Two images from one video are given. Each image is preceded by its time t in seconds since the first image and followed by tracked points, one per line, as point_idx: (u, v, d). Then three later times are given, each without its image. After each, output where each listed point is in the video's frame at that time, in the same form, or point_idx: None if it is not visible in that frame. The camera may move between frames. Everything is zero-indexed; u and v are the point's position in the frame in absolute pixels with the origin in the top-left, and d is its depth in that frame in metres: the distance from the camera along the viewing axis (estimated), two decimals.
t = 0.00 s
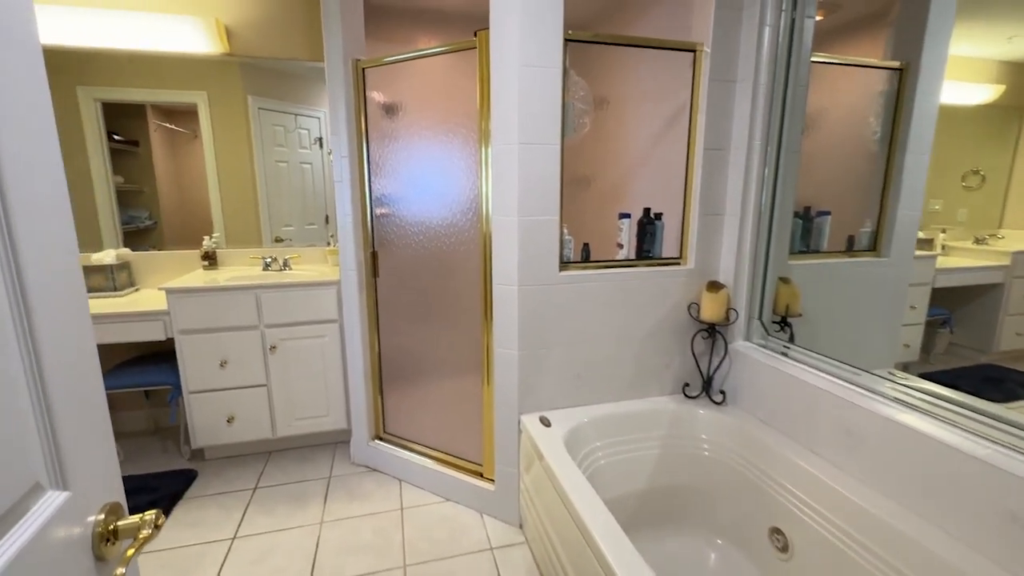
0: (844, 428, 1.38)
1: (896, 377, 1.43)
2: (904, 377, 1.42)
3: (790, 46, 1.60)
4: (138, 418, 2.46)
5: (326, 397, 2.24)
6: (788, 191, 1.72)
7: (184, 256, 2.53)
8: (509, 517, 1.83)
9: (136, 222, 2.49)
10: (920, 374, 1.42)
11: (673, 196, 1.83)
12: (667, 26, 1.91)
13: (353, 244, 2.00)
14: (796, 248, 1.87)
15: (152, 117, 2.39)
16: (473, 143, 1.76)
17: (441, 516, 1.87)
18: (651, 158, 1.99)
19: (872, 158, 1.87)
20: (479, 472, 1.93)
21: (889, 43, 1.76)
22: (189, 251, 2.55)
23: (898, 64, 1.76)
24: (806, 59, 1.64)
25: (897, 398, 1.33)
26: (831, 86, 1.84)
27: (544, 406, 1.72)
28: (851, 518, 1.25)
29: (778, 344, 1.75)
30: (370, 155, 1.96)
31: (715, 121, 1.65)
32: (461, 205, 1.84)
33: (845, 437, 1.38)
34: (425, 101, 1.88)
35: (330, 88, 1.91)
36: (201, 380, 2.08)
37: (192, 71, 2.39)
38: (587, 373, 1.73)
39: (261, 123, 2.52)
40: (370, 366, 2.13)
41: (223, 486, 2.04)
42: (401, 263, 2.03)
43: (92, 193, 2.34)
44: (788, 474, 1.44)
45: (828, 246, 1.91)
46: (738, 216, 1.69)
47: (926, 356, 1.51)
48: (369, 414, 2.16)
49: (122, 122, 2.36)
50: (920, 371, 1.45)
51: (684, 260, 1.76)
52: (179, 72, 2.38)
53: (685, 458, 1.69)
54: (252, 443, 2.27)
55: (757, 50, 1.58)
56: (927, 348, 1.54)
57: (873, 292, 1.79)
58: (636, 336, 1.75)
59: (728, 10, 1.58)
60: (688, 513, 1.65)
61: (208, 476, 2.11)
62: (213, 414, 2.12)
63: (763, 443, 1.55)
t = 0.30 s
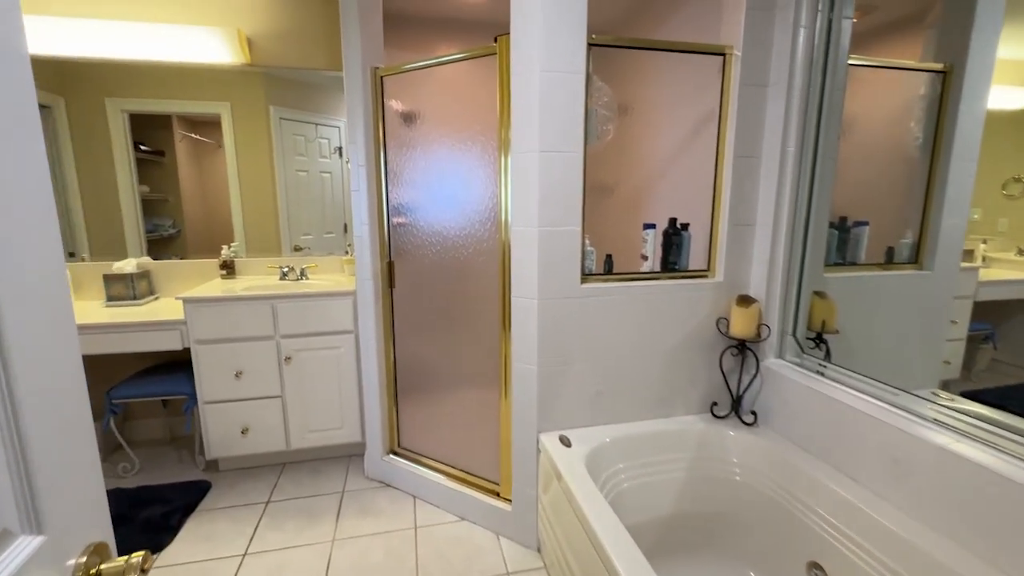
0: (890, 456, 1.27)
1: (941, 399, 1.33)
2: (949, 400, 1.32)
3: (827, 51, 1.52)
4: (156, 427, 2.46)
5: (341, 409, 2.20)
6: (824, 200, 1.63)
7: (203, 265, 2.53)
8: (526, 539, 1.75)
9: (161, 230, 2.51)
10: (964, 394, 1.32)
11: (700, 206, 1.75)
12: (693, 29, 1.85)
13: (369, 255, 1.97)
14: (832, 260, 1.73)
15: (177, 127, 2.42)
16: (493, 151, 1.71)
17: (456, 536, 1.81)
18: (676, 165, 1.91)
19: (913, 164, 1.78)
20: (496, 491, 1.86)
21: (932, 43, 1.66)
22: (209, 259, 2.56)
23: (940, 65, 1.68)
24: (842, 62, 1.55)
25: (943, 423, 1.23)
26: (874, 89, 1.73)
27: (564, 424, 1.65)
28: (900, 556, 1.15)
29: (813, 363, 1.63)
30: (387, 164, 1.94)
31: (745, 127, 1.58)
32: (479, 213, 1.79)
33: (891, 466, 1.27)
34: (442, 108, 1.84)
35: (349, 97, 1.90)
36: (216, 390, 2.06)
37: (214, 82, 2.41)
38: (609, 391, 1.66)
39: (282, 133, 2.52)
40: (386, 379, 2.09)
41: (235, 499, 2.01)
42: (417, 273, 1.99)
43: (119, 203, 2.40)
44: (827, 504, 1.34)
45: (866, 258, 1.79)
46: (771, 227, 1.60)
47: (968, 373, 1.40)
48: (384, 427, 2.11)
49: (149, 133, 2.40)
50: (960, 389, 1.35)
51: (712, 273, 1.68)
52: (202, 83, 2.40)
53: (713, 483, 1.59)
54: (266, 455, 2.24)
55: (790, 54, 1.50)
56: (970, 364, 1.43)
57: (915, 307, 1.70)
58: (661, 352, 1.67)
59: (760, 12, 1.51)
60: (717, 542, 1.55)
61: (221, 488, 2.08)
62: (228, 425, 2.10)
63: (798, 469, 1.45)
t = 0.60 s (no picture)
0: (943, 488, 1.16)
1: (991, 424, 1.22)
2: (999, 424, 1.21)
3: (869, 52, 1.43)
4: (173, 434, 2.46)
5: (355, 421, 2.17)
6: (864, 209, 1.53)
7: (222, 273, 2.53)
8: (544, 562, 1.68)
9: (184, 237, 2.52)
10: (1011, 416, 1.24)
11: (729, 215, 1.67)
12: (723, 30, 1.78)
13: (386, 264, 1.94)
14: (871, 272, 1.63)
15: (202, 135, 2.44)
16: (513, 157, 1.66)
17: (471, 556, 1.74)
18: (704, 172, 1.83)
19: (960, 170, 1.66)
20: (513, 510, 1.79)
21: (981, 41, 1.56)
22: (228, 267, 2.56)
23: (990, 66, 1.57)
24: (884, 63, 1.46)
25: (995, 450, 1.13)
26: (919, 91, 1.63)
27: (585, 443, 1.58)
28: None
29: (852, 382, 1.52)
30: (405, 171, 1.90)
31: (779, 133, 1.49)
32: (498, 220, 1.74)
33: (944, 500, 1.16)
34: (461, 114, 1.79)
35: (367, 104, 1.87)
36: (231, 399, 2.04)
37: (236, 91, 2.42)
38: (633, 409, 1.58)
39: (302, 140, 2.51)
40: (401, 390, 2.04)
41: (248, 510, 1.98)
42: (434, 283, 1.94)
43: (143, 210, 2.42)
44: (870, 536, 1.24)
45: (909, 271, 1.67)
46: (806, 238, 1.51)
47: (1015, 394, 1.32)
48: (398, 440, 2.06)
49: (174, 141, 2.42)
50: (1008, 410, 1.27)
51: (743, 285, 1.59)
52: (224, 92, 2.41)
53: (744, 509, 1.50)
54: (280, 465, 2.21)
55: (829, 55, 1.42)
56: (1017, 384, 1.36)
57: (963, 324, 1.59)
58: (688, 369, 1.58)
59: (796, 10, 1.43)
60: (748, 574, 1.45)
61: (235, 499, 2.05)
62: (242, 434, 2.07)
63: (837, 497, 1.34)
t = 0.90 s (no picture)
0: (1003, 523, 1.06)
1: None
2: None
3: (916, 50, 1.32)
4: (191, 439, 2.46)
5: (371, 430, 2.13)
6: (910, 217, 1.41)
7: (240, 278, 2.53)
8: None
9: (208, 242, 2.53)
10: None
11: (761, 223, 1.59)
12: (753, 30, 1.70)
13: (403, 271, 1.92)
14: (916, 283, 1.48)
15: (227, 142, 2.45)
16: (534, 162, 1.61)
17: None
18: (733, 177, 1.76)
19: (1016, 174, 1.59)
20: (531, 528, 1.72)
21: None
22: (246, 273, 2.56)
23: None
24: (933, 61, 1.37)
25: None
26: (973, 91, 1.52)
27: (607, 461, 1.50)
28: None
29: (894, 402, 1.41)
30: (423, 176, 1.88)
31: (817, 135, 1.41)
32: (518, 226, 1.69)
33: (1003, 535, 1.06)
34: (480, 118, 1.75)
35: (386, 110, 1.86)
36: (247, 407, 2.03)
37: (258, 97, 2.43)
38: (658, 426, 1.50)
39: (323, 146, 2.50)
40: (418, 399, 2.00)
41: (262, 520, 1.95)
42: (452, 290, 1.90)
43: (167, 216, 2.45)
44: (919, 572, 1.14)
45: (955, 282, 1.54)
46: (846, 248, 1.42)
47: None
48: (414, 452, 2.02)
49: (199, 147, 2.43)
50: None
51: (776, 296, 1.51)
52: (247, 99, 2.42)
53: (778, 536, 1.41)
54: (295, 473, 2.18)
55: (871, 54, 1.33)
56: None
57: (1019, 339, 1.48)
58: (717, 384, 1.50)
59: (835, 7, 1.35)
60: None
61: (249, 507, 2.03)
62: (257, 442, 2.05)
63: (880, 526, 1.24)
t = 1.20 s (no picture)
0: None
1: None
2: None
3: (971, 44, 1.22)
4: (210, 443, 2.47)
5: (387, 438, 2.09)
6: (963, 222, 1.30)
7: (260, 283, 2.53)
8: None
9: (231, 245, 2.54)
10: None
11: (799, 229, 1.50)
12: (792, 25, 1.62)
13: (421, 278, 1.88)
14: (968, 294, 1.37)
15: (251, 147, 2.45)
16: (557, 165, 1.55)
17: None
18: (768, 181, 1.67)
19: None
20: (550, 546, 1.65)
21: None
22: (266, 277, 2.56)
23: None
24: (990, 53, 1.26)
25: None
26: None
27: (631, 479, 1.43)
28: None
29: (945, 423, 1.29)
30: (443, 180, 1.84)
31: (859, 135, 1.32)
32: (539, 231, 1.63)
33: None
34: (501, 120, 1.70)
35: (405, 113, 1.83)
36: (264, 412, 2.01)
37: (279, 102, 2.43)
38: (685, 443, 1.42)
39: (344, 150, 2.49)
40: (434, 408, 1.95)
41: (277, 528, 1.93)
42: (470, 297, 1.85)
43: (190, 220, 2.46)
44: None
45: (1010, 294, 1.43)
46: (891, 255, 1.33)
47: None
48: (430, 463, 1.97)
49: (224, 152, 2.44)
50: None
51: (813, 307, 1.41)
52: (269, 104, 2.42)
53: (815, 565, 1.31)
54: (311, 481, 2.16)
55: (921, 47, 1.24)
56: None
57: None
58: (749, 400, 1.41)
59: None
60: None
61: (264, 514, 2.01)
62: (273, 449, 2.03)
63: (933, 559, 1.14)
